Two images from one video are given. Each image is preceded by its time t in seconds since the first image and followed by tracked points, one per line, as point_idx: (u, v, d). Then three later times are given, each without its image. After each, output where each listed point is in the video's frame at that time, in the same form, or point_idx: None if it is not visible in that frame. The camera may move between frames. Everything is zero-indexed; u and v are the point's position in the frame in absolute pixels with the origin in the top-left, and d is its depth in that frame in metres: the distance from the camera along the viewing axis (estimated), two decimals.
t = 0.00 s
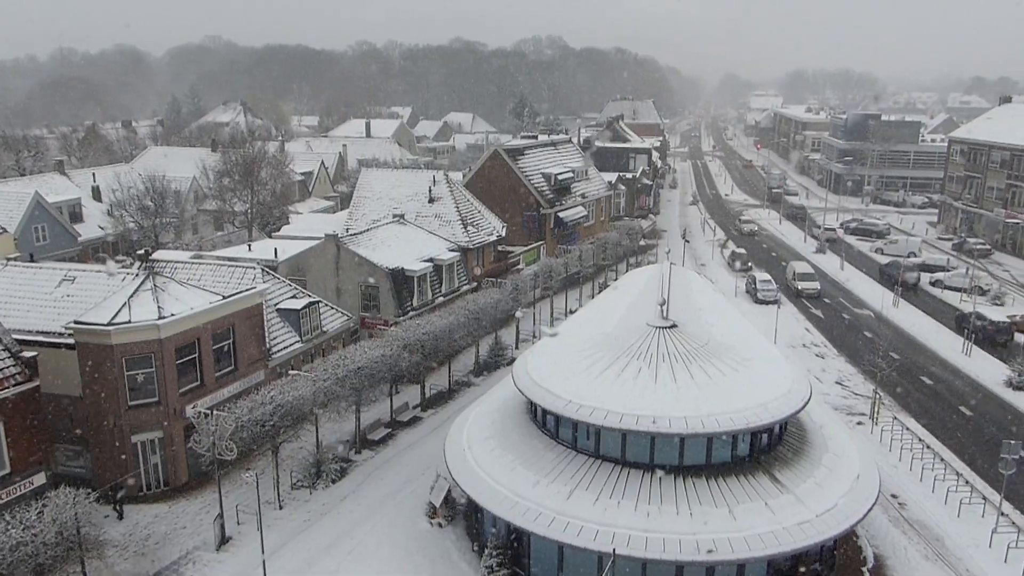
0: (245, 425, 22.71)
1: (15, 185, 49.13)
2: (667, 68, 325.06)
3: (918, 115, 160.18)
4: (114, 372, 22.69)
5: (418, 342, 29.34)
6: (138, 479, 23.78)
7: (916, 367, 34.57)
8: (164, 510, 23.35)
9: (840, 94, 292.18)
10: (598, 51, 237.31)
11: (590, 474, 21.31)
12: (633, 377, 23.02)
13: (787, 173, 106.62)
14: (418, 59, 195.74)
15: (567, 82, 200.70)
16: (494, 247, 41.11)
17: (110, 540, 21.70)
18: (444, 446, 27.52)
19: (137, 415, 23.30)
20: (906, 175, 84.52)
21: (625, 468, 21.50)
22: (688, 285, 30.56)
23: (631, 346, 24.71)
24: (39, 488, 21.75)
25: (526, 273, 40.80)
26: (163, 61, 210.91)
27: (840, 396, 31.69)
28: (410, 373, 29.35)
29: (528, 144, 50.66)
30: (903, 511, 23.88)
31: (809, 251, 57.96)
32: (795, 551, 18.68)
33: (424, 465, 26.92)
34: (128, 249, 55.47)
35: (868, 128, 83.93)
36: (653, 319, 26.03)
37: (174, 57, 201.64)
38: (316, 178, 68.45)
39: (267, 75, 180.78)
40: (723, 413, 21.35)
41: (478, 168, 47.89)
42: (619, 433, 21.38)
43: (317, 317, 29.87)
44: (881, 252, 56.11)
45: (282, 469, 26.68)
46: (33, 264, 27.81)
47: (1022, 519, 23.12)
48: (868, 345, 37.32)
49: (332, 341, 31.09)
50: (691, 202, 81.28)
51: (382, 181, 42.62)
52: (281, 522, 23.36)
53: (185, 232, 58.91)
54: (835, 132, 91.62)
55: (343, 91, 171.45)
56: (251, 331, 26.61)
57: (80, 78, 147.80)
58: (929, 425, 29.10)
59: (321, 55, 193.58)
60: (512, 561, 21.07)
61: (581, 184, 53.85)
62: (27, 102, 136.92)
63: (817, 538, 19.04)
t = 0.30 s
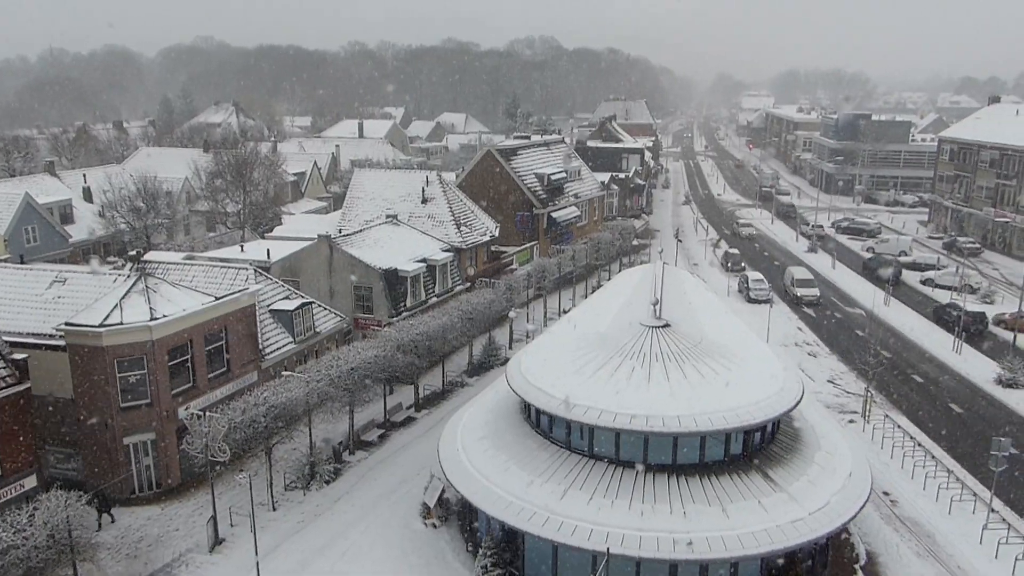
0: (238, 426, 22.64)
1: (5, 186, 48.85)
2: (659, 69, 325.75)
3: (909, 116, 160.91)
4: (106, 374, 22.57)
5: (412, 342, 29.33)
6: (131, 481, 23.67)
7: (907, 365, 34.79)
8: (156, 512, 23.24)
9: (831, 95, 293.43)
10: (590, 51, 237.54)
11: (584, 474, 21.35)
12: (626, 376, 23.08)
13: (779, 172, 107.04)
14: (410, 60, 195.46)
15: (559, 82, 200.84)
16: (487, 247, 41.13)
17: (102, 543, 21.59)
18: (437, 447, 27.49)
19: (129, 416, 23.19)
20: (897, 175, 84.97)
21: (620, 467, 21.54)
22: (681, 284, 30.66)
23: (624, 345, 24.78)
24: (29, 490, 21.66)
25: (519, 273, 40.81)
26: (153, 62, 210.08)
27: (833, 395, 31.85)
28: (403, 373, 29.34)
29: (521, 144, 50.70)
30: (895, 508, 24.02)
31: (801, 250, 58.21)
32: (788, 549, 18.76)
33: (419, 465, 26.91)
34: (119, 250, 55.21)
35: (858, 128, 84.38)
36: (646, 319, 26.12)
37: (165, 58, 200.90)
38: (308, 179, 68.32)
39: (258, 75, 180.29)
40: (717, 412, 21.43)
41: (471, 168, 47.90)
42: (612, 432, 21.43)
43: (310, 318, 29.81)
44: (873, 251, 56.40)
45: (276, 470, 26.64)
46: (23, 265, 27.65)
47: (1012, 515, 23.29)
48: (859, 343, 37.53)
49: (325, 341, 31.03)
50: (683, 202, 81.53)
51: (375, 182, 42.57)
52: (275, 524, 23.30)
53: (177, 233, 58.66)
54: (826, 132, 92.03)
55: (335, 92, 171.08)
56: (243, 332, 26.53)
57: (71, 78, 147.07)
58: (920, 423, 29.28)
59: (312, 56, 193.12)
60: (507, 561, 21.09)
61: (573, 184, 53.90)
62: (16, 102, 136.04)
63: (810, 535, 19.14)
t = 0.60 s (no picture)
0: (227, 426, 22.56)
1: None
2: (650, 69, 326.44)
3: (896, 117, 161.89)
4: (94, 374, 22.47)
5: (402, 342, 29.31)
6: (119, 481, 23.57)
7: (895, 365, 35.03)
8: (145, 512, 23.15)
9: (820, 96, 294.87)
10: (582, 51, 237.79)
11: (574, 473, 21.39)
12: (617, 376, 23.15)
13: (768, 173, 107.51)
14: (401, 59, 195.16)
15: (550, 82, 201.05)
16: (478, 247, 41.14)
17: (90, 543, 21.49)
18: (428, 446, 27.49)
19: (117, 415, 23.09)
20: (885, 176, 85.49)
21: (609, 467, 21.60)
22: (671, 285, 30.76)
23: (614, 345, 24.84)
24: (16, 490, 21.73)
25: (510, 272, 40.83)
26: (143, 59, 209.17)
27: (821, 395, 32.03)
28: (393, 373, 29.32)
29: (512, 144, 50.73)
30: (882, 508, 24.19)
31: (790, 250, 58.50)
32: (776, 548, 18.87)
33: (409, 465, 26.90)
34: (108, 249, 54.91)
35: (847, 129, 84.86)
36: (636, 319, 26.21)
37: (154, 56, 199.93)
38: (299, 178, 68.17)
39: (249, 73, 179.74)
40: (706, 411, 21.53)
41: (462, 168, 47.90)
42: (602, 431, 21.48)
43: (300, 317, 29.75)
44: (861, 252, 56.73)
45: (265, 470, 26.57)
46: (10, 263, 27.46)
47: (998, 515, 23.49)
48: (847, 343, 37.77)
49: (315, 341, 30.96)
50: (674, 202, 81.79)
51: (366, 181, 42.51)
52: (264, 523, 23.25)
53: (166, 232, 58.40)
54: (815, 133, 92.46)
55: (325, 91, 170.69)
56: (233, 331, 26.45)
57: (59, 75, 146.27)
58: (908, 423, 29.48)
59: (303, 54, 192.57)
60: (497, 560, 21.10)
61: (564, 184, 53.96)
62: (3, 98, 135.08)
63: (798, 535, 19.25)
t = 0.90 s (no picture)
0: (216, 426, 22.50)
1: None
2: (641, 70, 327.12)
3: (883, 118, 162.80)
4: (82, 373, 22.40)
5: (392, 341, 29.30)
6: (107, 481, 23.50)
7: (883, 364, 35.22)
8: (133, 512, 23.08)
9: (810, 97, 296.05)
10: (573, 51, 237.97)
11: (563, 472, 21.44)
12: (606, 375, 23.21)
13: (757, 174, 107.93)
14: (392, 59, 194.97)
15: (540, 83, 201.26)
16: (468, 247, 41.15)
17: (78, 544, 21.42)
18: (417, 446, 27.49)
19: (105, 415, 23.01)
20: (873, 177, 85.94)
21: (599, 466, 21.66)
22: (661, 284, 30.85)
23: (604, 345, 24.91)
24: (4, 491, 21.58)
25: (499, 272, 40.84)
26: (132, 59, 208.18)
27: (810, 394, 32.16)
28: (383, 373, 29.28)
29: (502, 144, 50.73)
30: (870, 506, 24.33)
31: (779, 250, 58.74)
32: (764, 547, 18.96)
33: (399, 464, 26.90)
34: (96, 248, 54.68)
35: (836, 130, 85.29)
36: (626, 318, 26.29)
37: (144, 55, 199.31)
38: (289, 177, 68.07)
39: (239, 72, 179.18)
40: (695, 410, 21.62)
41: (452, 168, 47.90)
42: (591, 431, 21.53)
43: (289, 317, 29.71)
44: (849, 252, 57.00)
45: (254, 470, 26.52)
46: None
47: (984, 513, 23.66)
48: (835, 343, 37.95)
49: (304, 340, 30.90)
50: (663, 203, 81.98)
51: (355, 180, 42.46)
52: (253, 524, 23.21)
53: (155, 231, 58.19)
54: (804, 134, 92.85)
55: (315, 91, 170.42)
56: (222, 331, 26.39)
57: (47, 74, 145.43)
58: (895, 422, 29.65)
59: (293, 54, 192.18)
60: (487, 560, 21.12)
61: (554, 184, 54.03)
62: None
63: (786, 533, 19.35)
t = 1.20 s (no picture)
0: (207, 427, 22.41)
1: None
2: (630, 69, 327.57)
3: (871, 116, 163.78)
4: (71, 375, 22.29)
5: (383, 341, 29.27)
6: (98, 483, 23.41)
7: (872, 361, 35.41)
8: (124, 514, 22.99)
9: (799, 95, 297.17)
10: (562, 50, 238.12)
11: (555, 471, 21.47)
12: (597, 373, 23.26)
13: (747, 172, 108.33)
14: (381, 58, 194.65)
15: (530, 82, 201.30)
16: (458, 246, 41.16)
17: (68, 546, 21.32)
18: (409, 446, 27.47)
19: (95, 417, 22.91)
20: (862, 174, 86.34)
21: (590, 464, 21.70)
22: (651, 282, 30.93)
23: (595, 343, 24.96)
24: None
25: (490, 271, 40.84)
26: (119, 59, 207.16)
27: (800, 391, 32.32)
28: (374, 373, 29.25)
29: (492, 143, 50.73)
30: (860, 502, 24.47)
31: (769, 248, 58.99)
32: (756, 543, 19.04)
33: (391, 464, 26.88)
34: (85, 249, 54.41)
35: (824, 128, 85.64)
36: (617, 317, 26.34)
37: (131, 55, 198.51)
38: (278, 177, 67.92)
39: (228, 72, 178.54)
40: (686, 408, 21.68)
41: (441, 167, 47.88)
42: (583, 429, 21.57)
43: (280, 317, 29.63)
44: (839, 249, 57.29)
45: (246, 471, 26.46)
46: None
47: (973, 507, 23.84)
48: (825, 340, 38.14)
49: (295, 341, 30.83)
50: (653, 201, 82.16)
51: (345, 180, 42.39)
52: (245, 525, 23.14)
53: (144, 232, 57.96)
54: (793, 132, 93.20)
55: (304, 92, 169.98)
56: (212, 331, 26.32)
57: (34, 75, 144.46)
58: (884, 418, 29.84)
59: (282, 53, 191.65)
60: (479, 559, 21.12)
61: (544, 183, 54.06)
62: None
63: (777, 529, 19.43)
